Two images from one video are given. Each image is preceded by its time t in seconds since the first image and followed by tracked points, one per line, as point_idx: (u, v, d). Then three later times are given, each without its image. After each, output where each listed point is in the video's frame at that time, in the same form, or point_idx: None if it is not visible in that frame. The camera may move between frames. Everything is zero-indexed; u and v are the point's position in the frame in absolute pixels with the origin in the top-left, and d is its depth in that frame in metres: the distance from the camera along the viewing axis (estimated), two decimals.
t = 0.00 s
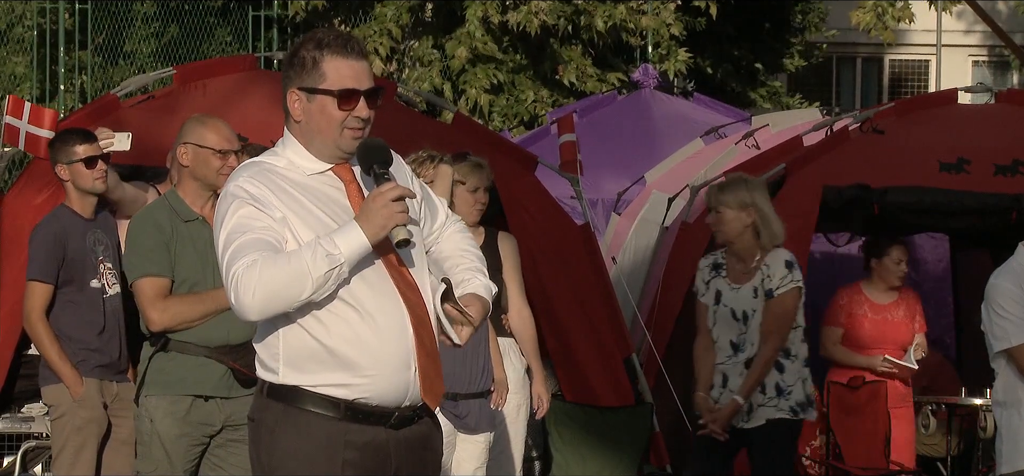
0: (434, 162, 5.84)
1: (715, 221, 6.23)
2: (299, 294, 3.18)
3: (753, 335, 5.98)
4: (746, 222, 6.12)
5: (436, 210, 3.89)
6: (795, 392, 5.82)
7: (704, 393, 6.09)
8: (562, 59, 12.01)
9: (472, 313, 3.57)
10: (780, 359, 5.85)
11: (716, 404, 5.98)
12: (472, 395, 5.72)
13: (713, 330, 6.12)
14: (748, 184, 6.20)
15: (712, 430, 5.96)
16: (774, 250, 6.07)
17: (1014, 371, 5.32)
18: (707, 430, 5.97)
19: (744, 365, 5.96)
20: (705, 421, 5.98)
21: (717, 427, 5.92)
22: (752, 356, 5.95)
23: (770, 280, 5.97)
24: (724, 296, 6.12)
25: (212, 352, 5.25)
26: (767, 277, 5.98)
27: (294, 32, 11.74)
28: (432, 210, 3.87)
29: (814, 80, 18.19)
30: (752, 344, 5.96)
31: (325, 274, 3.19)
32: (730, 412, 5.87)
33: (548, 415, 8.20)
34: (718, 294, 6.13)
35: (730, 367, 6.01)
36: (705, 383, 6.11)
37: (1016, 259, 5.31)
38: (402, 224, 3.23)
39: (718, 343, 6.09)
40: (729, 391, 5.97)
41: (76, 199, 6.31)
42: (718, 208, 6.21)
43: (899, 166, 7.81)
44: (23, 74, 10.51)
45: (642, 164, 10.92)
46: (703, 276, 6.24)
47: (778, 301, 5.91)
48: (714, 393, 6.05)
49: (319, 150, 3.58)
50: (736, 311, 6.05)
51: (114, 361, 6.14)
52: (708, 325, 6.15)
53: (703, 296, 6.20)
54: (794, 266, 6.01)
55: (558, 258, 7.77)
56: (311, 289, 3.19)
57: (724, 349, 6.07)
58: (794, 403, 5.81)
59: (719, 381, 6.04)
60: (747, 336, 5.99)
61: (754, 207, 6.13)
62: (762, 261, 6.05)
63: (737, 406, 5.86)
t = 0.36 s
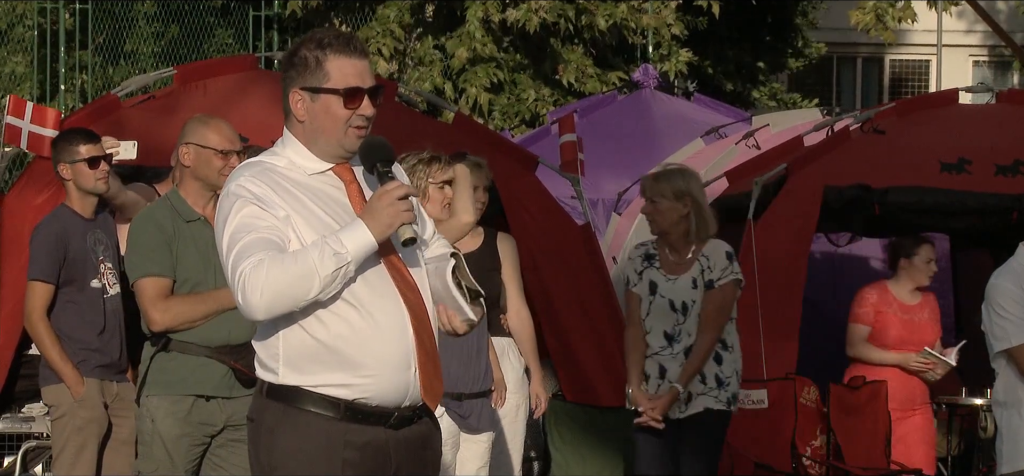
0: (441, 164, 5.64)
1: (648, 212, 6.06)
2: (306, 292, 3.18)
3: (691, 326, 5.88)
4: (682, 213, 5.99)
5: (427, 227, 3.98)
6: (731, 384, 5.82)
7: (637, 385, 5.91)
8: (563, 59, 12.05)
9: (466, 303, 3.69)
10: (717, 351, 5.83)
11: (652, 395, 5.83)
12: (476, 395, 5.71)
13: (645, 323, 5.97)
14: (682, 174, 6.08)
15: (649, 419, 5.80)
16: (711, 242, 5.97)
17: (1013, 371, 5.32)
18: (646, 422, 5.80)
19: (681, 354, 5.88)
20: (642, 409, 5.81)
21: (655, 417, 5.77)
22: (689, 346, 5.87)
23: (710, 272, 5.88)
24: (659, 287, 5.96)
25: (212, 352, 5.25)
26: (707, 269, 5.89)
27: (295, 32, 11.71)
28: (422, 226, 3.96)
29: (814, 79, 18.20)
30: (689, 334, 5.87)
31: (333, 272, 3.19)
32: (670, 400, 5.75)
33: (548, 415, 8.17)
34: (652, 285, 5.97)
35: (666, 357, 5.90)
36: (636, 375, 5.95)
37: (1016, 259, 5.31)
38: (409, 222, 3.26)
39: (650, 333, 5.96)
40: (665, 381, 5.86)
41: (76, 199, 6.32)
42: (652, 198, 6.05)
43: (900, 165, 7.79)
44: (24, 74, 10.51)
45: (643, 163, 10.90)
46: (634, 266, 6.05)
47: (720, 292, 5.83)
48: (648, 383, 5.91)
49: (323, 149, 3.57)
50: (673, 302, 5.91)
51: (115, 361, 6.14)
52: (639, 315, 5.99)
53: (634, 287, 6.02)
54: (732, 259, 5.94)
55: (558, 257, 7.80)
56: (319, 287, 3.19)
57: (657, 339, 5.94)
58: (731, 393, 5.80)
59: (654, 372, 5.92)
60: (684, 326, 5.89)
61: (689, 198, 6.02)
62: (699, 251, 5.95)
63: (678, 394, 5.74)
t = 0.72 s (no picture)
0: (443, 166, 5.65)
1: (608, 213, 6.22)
2: (314, 291, 3.18)
3: (657, 324, 6.06)
4: (642, 212, 6.14)
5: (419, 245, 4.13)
6: (699, 380, 6.01)
7: (607, 385, 6.08)
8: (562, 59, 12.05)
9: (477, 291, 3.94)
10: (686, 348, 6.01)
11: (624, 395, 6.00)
12: (478, 395, 5.71)
13: (611, 324, 6.14)
14: (641, 173, 6.26)
15: (626, 421, 5.94)
16: (672, 239, 6.12)
17: (1014, 371, 5.32)
18: (623, 424, 5.94)
19: (649, 352, 6.08)
20: (619, 411, 5.95)
21: (632, 418, 5.92)
22: (657, 344, 6.07)
23: (674, 269, 6.03)
24: (622, 287, 6.13)
25: (214, 352, 5.26)
26: (669, 266, 6.04)
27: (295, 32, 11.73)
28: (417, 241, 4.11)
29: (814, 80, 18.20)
30: (657, 332, 6.07)
31: (340, 272, 3.20)
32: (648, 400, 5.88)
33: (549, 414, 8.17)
34: (616, 285, 6.14)
35: (634, 357, 6.09)
36: (606, 377, 6.11)
37: (1016, 259, 5.29)
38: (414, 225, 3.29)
39: (618, 333, 6.13)
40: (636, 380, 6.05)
41: (76, 199, 6.32)
42: (612, 199, 6.22)
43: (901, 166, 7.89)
44: (23, 74, 10.51)
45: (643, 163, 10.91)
46: (596, 268, 6.22)
47: (685, 289, 5.99)
48: (618, 383, 6.08)
49: (330, 146, 3.57)
50: (638, 301, 6.09)
51: (114, 361, 6.15)
52: (605, 316, 6.16)
53: (599, 288, 6.19)
54: (694, 254, 6.08)
55: (559, 257, 7.85)
56: (326, 287, 3.19)
57: (624, 339, 6.13)
58: (698, 389, 6.00)
59: (623, 372, 6.10)
60: (650, 324, 6.07)
61: (650, 196, 6.17)
62: (661, 249, 6.10)
63: (653, 395, 5.89)
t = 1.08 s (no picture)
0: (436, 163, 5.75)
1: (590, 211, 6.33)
2: (288, 288, 3.17)
3: (623, 326, 6.18)
4: (625, 212, 6.23)
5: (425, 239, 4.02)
6: (662, 385, 6.09)
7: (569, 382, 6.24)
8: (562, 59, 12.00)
9: (462, 314, 3.75)
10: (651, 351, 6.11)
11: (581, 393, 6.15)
12: (474, 396, 5.68)
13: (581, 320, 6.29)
14: (627, 174, 6.33)
15: (581, 417, 6.09)
16: (651, 242, 6.24)
17: (1014, 371, 5.32)
18: (575, 419, 6.09)
19: (611, 353, 6.19)
20: (574, 407, 6.10)
21: (586, 416, 6.06)
22: (620, 345, 6.18)
23: (648, 272, 6.14)
24: (596, 285, 6.27)
25: (215, 353, 5.24)
26: (643, 269, 6.16)
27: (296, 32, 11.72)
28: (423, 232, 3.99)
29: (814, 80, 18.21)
30: (623, 334, 6.18)
31: (316, 270, 3.18)
32: (602, 401, 5.99)
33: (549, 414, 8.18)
34: (590, 283, 6.28)
35: (598, 357, 6.22)
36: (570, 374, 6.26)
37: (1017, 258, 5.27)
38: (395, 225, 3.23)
39: (585, 332, 6.28)
40: (596, 380, 6.17)
41: (75, 199, 6.32)
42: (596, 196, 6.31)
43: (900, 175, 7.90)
44: (23, 74, 10.54)
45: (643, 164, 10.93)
46: (574, 265, 6.36)
47: (656, 291, 6.09)
48: (581, 382, 6.21)
49: (322, 145, 3.58)
50: (609, 301, 6.22)
51: (114, 361, 6.15)
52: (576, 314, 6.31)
53: (573, 285, 6.33)
54: (670, 259, 6.19)
55: (558, 256, 7.87)
56: (300, 285, 3.18)
57: (591, 338, 6.26)
58: (660, 394, 6.06)
59: (587, 371, 6.23)
60: (616, 326, 6.20)
61: (633, 197, 6.26)
62: (639, 251, 6.21)
63: (608, 395, 6.00)
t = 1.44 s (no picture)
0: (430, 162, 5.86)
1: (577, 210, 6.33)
2: (241, 287, 3.18)
3: (601, 326, 6.19)
4: (611, 212, 6.23)
5: (445, 250, 3.75)
6: (640, 386, 6.09)
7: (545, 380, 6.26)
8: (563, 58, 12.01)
9: (446, 317, 3.40)
10: (628, 352, 6.12)
11: (555, 392, 6.17)
12: (468, 396, 5.71)
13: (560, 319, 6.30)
14: (616, 174, 6.34)
15: (553, 418, 6.10)
16: (635, 243, 6.22)
17: (1014, 371, 5.33)
18: (547, 419, 6.10)
19: (588, 353, 6.21)
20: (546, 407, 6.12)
21: (558, 416, 6.07)
22: (598, 345, 6.20)
23: (628, 274, 6.13)
24: (578, 284, 6.26)
25: (215, 353, 5.22)
26: (626, 269, 6.14)
27: (296, 32, 11.69)
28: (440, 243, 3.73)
29: (814, 80, 18.24)
30: (601, 334, 6.19)
31: (266, 268, 3.16)
32: (574, 402, 6.01)
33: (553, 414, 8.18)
34: (572, 282, 6.28)
35: (575, 356, 6.24)
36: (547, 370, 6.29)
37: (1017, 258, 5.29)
38: (351, 224, 3.10)
39: (565, 330, 6.29)
40: (571, 380, 6.19)
41: (73, 199, 6.32)
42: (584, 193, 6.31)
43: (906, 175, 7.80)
44: (24, 74, 10.55)
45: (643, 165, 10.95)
46: (559, 262, 6.35)
47: (636, 293, 6.08)
48: (558, 381, 6.23)
49: (305, 148, 3.53)
50: (589, 301, 6.22)
51: (115, 360, 6.15)
52: (558, 311, 6.32)
53: (557, 283, 6.32)
54: (652, 262, 6.16)
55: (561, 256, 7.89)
56: (252, 284, 3.17)
57: (570, 336, 6.28)
58: (638, 396, 6.06)
59: (564, 369, 6.25)
60: (594, 326, 6.21)
61: (620, 198, 6.27)
62: (623, 251, 6.21)
63: (581, 397, 6.02)
